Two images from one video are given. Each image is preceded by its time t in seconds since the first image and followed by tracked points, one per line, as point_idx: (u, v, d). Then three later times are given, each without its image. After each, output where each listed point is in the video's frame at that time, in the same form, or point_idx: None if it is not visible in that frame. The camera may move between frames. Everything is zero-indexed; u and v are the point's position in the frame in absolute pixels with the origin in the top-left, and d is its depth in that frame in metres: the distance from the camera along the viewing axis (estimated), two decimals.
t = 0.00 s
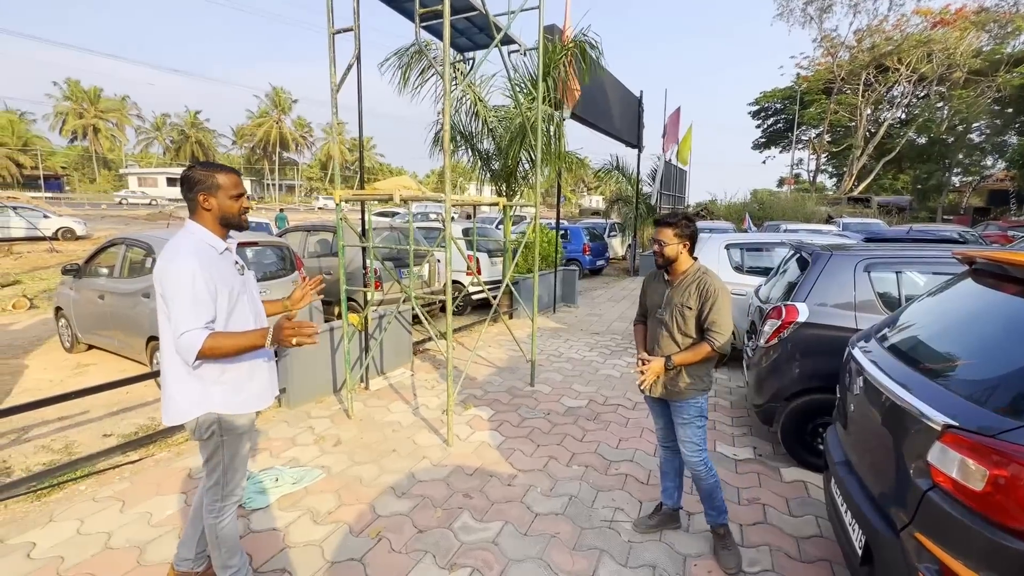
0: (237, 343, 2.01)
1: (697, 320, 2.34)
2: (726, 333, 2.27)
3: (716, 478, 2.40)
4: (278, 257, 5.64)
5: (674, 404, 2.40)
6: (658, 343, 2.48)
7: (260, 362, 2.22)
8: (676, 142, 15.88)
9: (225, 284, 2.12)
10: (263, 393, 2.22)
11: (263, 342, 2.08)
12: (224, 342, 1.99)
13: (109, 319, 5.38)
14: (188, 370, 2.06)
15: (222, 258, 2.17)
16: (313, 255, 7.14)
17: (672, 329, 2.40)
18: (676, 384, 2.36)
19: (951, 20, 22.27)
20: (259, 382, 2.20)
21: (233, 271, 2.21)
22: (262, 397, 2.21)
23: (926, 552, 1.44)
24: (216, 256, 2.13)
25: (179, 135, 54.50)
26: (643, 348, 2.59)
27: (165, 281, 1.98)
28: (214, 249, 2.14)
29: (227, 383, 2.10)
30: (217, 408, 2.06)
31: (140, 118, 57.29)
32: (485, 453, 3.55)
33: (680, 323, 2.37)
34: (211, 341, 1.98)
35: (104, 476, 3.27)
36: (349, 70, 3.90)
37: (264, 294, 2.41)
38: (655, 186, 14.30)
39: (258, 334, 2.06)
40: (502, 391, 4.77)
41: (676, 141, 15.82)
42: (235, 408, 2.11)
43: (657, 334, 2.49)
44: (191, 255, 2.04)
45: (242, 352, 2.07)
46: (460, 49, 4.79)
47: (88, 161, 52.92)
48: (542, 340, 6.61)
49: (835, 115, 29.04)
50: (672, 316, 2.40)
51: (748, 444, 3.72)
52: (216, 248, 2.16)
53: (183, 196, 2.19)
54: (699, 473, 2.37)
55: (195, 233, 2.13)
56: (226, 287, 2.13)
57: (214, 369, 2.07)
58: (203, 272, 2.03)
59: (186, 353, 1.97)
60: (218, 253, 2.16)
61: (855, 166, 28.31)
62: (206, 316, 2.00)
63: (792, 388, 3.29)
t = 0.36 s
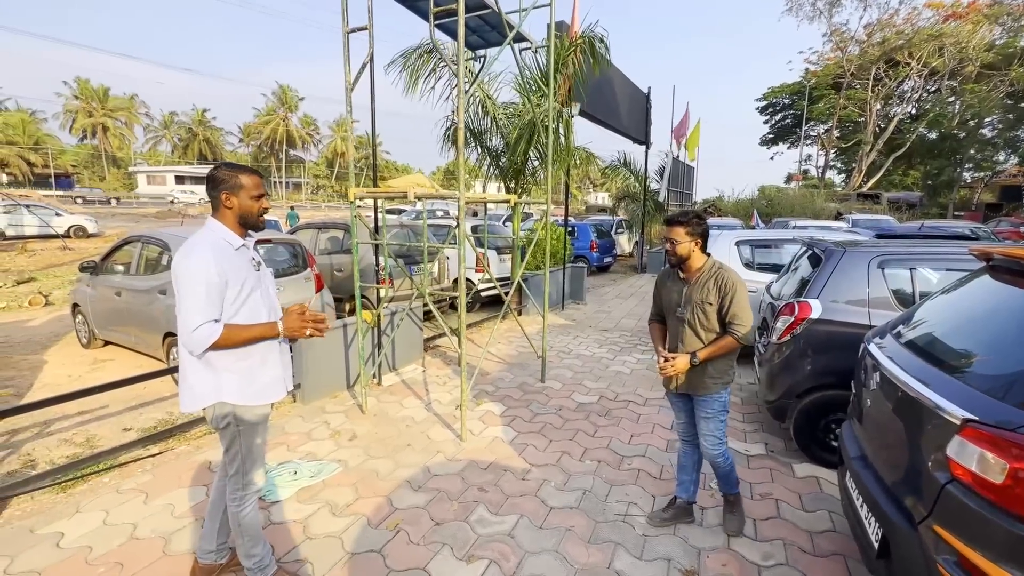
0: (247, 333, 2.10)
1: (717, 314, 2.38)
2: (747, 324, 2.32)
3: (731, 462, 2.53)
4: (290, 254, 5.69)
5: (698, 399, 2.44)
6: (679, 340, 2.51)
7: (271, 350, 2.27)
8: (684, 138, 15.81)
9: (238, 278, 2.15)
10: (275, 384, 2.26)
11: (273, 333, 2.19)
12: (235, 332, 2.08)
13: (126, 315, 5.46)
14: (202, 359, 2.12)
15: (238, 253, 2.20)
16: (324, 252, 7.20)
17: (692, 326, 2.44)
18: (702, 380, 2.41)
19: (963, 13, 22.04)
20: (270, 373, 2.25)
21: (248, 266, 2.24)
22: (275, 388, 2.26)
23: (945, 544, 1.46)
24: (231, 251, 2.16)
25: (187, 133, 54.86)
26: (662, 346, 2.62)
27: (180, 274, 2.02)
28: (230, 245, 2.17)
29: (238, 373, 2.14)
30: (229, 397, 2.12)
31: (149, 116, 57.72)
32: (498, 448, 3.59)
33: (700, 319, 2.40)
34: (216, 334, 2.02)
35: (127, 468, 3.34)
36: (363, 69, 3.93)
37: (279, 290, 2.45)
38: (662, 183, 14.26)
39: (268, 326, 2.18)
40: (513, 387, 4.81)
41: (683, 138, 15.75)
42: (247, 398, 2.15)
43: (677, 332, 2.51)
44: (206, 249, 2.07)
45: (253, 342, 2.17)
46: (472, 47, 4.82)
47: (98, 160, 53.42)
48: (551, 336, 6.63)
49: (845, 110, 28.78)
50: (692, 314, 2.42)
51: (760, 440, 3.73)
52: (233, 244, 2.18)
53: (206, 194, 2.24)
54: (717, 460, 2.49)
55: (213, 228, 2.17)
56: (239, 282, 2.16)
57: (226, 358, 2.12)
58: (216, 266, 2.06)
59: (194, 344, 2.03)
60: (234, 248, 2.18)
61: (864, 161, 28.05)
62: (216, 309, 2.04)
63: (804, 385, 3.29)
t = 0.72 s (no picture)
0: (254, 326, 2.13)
1: (740, 311, 2.41)
2: (768, 323, 2.36)
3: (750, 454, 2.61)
4: (296, 252, 5.71)
5: (717, 395, 2.49)
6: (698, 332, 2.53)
7: (278, 344, 2.30)
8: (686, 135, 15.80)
9: (247, 274, 2.18)
10: (280, 378, 2.28)
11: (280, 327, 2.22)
12: (244, 325, 2.11)
13: (134, 314, 5.49)
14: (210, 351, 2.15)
15: (248, 250, 2.22)
16: (328, 251, 7.23)
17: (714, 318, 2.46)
18: (720, 375, 2.44)
19: (966, 10, 21.88)
20: (276, 368, 2.27)
21: (258, 263, 2.27)
22: (279, 382, 2.28)
23: (956, 534, 1.48)
24: (243, 247, 2.19)
25: (188, 132, 54.89)
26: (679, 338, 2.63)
27: (191, 267, 2.04)
28: (242, 241, 2.20)
29: (244, 366, 2.17)
30: (236, 390, 2.14)
31: (150, 115, 57.75)
32: (506, 444, 3.62)
33: (724, 313, 2.43)
34: (226, 326, 2.05)
35: (139, 464, 3.38)
36: (371, 68, 3.95)
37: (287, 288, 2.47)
38: (664, 181, 14.26)
39: (275, 318, 2.21)
40: (520, 384, 4.84)
41: (685, 136, 15.74)
42: (254, 391, 2.18)
43: (698, 325, 2.53)
44: (219, 244, 2.09)
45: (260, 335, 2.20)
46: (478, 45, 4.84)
47: (100, 159, 53.47)
48: (555, 334, 6.66)
49: (847, 108, 28.72)
50: (716, 308, 2.44)
51: (766, 437, 3.75)
52: (244, 241, 2.20)
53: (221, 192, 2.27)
54: (737, 453, 2.56)
55: (225, 224, 2.19)
56: (249, 277, 2.19)
57: (233, 352, 2.14)
58: (227, 261, 2.08)
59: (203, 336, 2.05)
60: (245, 244, 2.21)
61: (866, 159, 28.00)
62: (225, 302, 2.06)
63: (810, 381, 3.31)
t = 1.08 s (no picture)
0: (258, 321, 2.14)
1: (771, 309, 2.45)
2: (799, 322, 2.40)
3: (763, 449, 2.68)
4: (300, 251, 5.73)
5: (743, 391, 2.54)
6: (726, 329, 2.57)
7: (278, 340, 2.31)
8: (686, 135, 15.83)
9: (253, 271, 2.20)
10: (281, 374, 2.29)
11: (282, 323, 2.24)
12: (248, 320, 2.13)
13: (138, 313, 5.52)
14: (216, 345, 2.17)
15: (254, 247, 2.25)
16: (331, 250, 7.26)
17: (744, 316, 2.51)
18: (748, 372, 2.48)
19: (965, 10, 21.92)
20: (277, 364, 2.28)
21: (263, 260, 2.29)
22: (281, 378, 2.29)
23: (960, 524, 1.52)
24: (248, 243, 2.21)
25: (188, 132, 54.84)
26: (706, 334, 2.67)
27: (198, 262, 2.06)
28: (248, 238, 2.22)
29: (247, 361, 2.19)
30: (238, 384, 2.17)
31: (149, 115, 57.70)
32: (512, 441, 3.65)
33: (754, 310, 2.47)
34: (230, 321, 2.07)
35: (148, 461, 3.40)
36: (376, 68, 3.98)
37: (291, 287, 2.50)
38: (664, 180, 14.29)
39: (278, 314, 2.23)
40: (523, 382, 4.87)
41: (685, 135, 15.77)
42: (256, 386, 2.20)
43: (727, 322, 2.57)
44: (226, 240, 2.12)
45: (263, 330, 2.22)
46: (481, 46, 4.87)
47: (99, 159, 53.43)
48: (557, 332, 6.69)
49: (846, 107, 28.77)
50: (746, 305, 2.49)
51: (769, 433, 3.79)
52: (250, 238, 2.23)
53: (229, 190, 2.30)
54: (751, 444, 2.64)
55: (232, 222, 2.22)
56: (254, 273, 2.21)
57: (237, 346, 2.17)
58: (233, 257, 2.11)
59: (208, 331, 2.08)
60: (251, 242, 2.23)
61: (866, 158, 28.05)
62: (230, 297, 2.08)
63: (813, 378, 3.35)
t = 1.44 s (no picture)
0: (410, 294, 3.13)
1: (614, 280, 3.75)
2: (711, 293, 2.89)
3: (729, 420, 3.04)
4: (309, 251, 6.05)
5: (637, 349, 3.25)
6: (588, 299, 3.78)
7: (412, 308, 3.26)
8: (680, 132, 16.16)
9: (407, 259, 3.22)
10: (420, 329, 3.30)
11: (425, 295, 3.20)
12: (403, 293, 3.13)
13: (160, 310, 5.90)
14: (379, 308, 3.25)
15: (407, 243, 3.26)
16: (338, 249, 7.63)
17: (593, 287, 3.77)
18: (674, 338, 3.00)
19: (958, 5, 22.18)
20: (416, 322, 3.28)
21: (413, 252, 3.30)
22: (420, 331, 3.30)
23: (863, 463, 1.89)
24: (407, 241, 3.26)
25: (188, 133, 55.18)
26: (582, 306, 3.79)
27: (375, 253, 3.14)
28: (405, 237, 3.25)
29: (399, 319, 3.21)
30: (394, 335, 3.20)
31: (150, 117, 58.02)
32: (508, 420, 4.03)
33: (594, 281, 3.78)
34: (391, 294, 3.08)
35: (181, 440, 3.79)
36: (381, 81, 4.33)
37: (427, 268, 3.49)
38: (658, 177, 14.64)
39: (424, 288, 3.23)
40: (520, 370, 5.25)
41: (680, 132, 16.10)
42: (403, 337, 3.21)
43: (582, 294, 3.80)
44: (397, 239, 3.19)
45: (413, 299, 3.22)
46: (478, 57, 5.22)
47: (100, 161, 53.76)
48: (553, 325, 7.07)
49: (841, 102, 29.05)
50: (587, 279, 3.77)
51: (742, 411, 4.17)
52: (405, 237, 3.24)
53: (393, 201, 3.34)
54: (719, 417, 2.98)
55: (393, 225, 3.24)
56: (409, 261, 3.26)
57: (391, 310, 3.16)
58: (396, 250, 3.15)
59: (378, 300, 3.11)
60: (405, 239, 3.24)
61: (860, 153, 28.36)
62: (390, 277, 3.09)
63: (779, 359, 3.72)
